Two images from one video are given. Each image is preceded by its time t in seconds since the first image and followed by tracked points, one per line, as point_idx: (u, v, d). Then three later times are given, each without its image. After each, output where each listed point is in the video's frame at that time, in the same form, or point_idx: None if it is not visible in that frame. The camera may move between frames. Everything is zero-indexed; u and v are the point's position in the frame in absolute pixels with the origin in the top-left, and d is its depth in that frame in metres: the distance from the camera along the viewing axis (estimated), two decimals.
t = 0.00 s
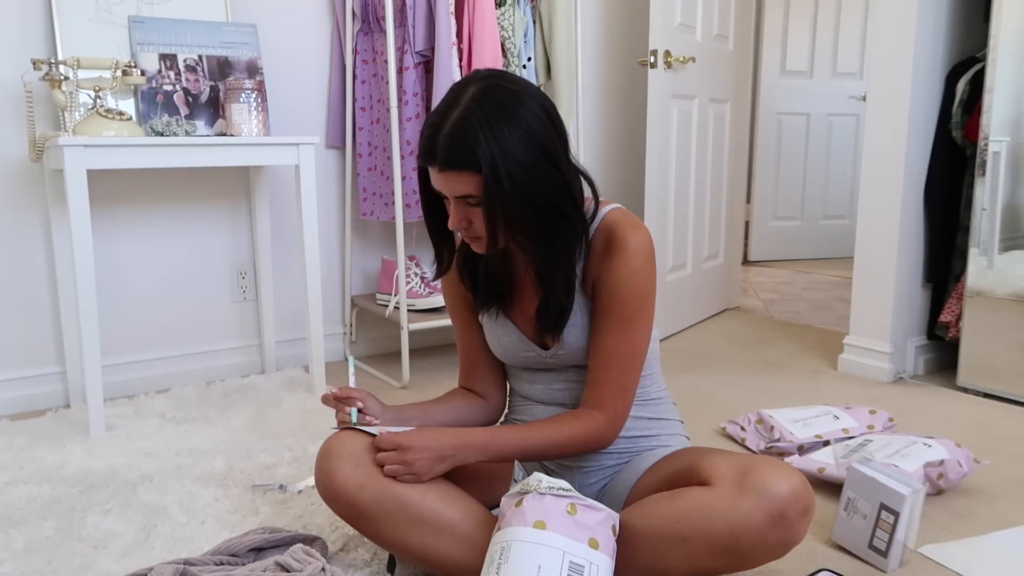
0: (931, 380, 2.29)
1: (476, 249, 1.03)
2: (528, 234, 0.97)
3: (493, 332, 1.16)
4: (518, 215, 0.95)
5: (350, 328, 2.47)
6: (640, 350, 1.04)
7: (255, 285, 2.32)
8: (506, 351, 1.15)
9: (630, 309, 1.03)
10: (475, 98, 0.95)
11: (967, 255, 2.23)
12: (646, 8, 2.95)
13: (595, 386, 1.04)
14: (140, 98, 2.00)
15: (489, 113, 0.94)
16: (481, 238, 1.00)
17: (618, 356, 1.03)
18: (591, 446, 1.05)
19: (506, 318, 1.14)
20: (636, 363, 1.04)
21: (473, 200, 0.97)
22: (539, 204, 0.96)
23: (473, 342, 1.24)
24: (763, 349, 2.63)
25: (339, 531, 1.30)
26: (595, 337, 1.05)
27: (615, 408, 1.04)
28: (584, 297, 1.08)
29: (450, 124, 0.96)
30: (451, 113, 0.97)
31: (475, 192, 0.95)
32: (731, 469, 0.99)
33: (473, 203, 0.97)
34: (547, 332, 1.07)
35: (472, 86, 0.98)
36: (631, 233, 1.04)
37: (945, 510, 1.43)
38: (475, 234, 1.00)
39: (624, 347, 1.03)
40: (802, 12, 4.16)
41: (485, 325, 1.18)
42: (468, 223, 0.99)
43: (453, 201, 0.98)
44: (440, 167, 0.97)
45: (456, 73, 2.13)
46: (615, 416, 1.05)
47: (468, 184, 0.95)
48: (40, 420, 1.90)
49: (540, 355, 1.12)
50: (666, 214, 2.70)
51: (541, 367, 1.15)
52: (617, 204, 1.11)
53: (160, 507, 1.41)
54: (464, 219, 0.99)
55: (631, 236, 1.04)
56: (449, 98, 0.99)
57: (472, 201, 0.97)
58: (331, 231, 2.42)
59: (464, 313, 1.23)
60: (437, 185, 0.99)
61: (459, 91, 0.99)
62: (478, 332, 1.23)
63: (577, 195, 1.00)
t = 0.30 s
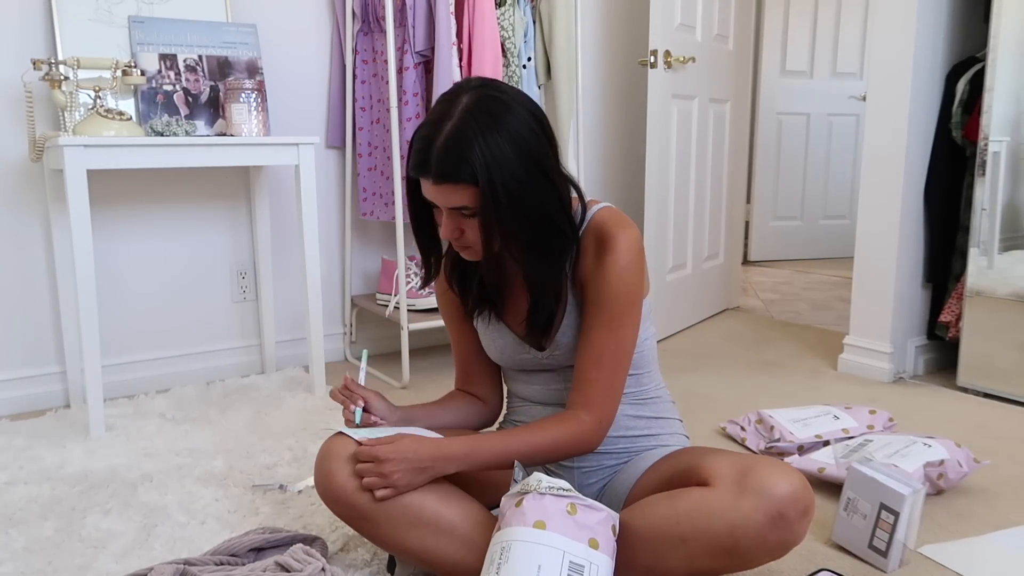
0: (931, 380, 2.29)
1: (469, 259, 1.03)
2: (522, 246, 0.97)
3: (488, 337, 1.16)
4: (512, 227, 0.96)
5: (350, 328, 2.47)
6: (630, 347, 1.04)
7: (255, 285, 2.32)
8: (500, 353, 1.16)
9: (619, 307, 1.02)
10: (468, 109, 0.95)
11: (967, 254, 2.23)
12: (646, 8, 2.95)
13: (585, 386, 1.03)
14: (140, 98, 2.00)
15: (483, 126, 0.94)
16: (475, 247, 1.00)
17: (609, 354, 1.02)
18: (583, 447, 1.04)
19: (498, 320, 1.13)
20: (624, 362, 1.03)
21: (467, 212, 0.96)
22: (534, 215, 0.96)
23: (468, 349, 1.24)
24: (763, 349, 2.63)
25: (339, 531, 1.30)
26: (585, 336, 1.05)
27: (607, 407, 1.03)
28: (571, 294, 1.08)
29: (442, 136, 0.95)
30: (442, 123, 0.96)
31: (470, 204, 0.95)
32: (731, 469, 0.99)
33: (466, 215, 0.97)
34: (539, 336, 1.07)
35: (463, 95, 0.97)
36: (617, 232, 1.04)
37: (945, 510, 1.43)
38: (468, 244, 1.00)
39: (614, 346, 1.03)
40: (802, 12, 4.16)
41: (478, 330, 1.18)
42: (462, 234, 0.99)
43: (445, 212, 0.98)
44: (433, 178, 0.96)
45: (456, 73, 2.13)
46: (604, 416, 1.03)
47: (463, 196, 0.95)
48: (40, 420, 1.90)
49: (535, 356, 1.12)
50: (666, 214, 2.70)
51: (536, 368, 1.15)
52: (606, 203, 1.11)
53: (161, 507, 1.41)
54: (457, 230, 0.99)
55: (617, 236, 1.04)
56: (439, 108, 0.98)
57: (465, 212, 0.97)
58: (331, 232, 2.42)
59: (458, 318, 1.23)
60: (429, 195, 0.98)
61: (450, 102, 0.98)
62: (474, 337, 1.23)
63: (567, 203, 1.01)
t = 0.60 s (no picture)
0: (931, 380, 2.29)
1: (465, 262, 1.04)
2: (509, 245, 0.98)
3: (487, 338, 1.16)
4: (499, 229, 0.96)
5: (350, 328, 2.47)
6: (628, 345, 1.04)
7: (255, 285, 2.32)
8: (500, 353, 1.16)
9: (615, 306, 1.02)
10: (449, 115, 0.95)
11: (967, 254, 2.23)
12: (646, 7, 2.95)
13: (584, 385, 1.03)
14: (140, 98, 2.00)
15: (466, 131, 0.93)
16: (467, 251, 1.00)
17: (607, 354, 1.02)
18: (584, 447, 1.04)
19: (497, 322, 1.13)
20: (620, 364, 1.03)
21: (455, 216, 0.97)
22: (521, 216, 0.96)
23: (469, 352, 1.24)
24: (763, 349, 2.63)
25: (339, 532, 1.30)
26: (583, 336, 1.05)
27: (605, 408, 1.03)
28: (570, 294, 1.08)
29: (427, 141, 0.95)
30: (426, 129, 0.96)
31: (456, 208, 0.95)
32: (731, 469, 0.99)
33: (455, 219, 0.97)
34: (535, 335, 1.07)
35: (446, 100, 0.97)
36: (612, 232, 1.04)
37: (945, 510, 1.43)
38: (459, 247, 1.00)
39: (611, 345, 1.03)
40: (802, 12, 4.16)
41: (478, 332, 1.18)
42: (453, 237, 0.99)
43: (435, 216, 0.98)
44: (419, 184, 0.96)
45: (456, 73, 2.13)
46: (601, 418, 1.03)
47: (450, 200, 0.95)
48: (40, 420, 1.90)
49: (534, 356, 1.13)
50: (666, 214, 2.70)
51: (536, 368, 1.15)
52: (601, 203, 1.10)
53: (161, 507, 1.41)
54: (447, 234, 0.99)
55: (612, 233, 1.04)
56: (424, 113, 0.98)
57: (453, 216, 0.97)
58: (331, 232, 2.42)
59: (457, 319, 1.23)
60: (418, 201, 0.99)
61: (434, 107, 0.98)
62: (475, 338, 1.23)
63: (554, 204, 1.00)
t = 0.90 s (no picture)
0: (931, 380, 2.29)
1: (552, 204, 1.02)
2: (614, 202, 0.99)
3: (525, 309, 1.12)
4: (611, 178, 0.98)
5: (350, 328, 2.47)
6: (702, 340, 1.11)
7: (255, 285, 2.32)
8: (536, 331, 1.12)
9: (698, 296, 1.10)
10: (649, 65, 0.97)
11: (967, 255, 2.23)
12: (646, 7, 2.95)
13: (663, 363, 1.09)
14: (140, 98, 2.00)
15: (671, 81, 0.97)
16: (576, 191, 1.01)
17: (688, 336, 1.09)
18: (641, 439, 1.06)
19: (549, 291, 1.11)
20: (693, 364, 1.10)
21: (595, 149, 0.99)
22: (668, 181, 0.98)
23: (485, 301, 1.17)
24: (762, 349, 2.63)
25: (339, 531, 1.30)
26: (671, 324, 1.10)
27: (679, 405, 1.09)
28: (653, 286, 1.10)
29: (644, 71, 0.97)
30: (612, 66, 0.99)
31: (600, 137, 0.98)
32: (732, 469, 0.99)
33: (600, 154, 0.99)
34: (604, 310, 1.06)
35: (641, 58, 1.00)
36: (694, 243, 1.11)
37: (946, 510, 1.43)
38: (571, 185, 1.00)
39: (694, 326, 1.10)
40: (802, 12, 4.16)
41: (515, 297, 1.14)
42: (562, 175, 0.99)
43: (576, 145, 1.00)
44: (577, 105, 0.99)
45: (456, 73, 2.13)
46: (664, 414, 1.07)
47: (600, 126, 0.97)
48: (40, 420, 1.90)
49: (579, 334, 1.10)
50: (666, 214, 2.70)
51: (561, 350, 1.13)
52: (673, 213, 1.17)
53: (161, 508, 1.41)
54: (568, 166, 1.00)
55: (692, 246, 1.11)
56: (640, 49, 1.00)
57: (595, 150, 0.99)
58: (331, 231, 2.42)
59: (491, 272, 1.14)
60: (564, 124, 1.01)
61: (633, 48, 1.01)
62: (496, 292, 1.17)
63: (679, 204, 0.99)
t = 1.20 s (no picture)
0: (930, 380, 2.29)
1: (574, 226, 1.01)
2: (636, 199, 1.00)
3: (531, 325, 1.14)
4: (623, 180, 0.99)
5: (351, 328, 2.47)
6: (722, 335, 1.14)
7: (255, 285, 2.32)
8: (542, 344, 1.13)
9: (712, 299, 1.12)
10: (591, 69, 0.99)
11: (967, 255, 2.23)
12: (646, 8, 2.95)
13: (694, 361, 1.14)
14: (140, 98, 2.00)
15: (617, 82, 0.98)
16: (596, 212, 0.99)
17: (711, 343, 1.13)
18: (680, 438, 1.07)
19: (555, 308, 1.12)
20: (730, 354, 1.16)
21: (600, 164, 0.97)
22: (661, 159, 1.00)
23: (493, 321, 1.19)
24: (763, 349, 2.63)
25: (340, 532, 1.30)
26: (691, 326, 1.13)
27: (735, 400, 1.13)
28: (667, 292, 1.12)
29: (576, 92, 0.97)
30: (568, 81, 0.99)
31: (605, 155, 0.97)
32: (734, 471, 0.99)
33: (599, 170, 0.98)
34: (620, 307, 1.09)
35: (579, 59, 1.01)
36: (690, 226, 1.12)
37: (946, 510, 1.43)
38: (589, 208, 0.98)
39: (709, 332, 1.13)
40: (802, 12, 4.16)
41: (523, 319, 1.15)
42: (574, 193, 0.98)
43: (577, 170, 0.97)
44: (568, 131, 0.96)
45: (456, 73, 2.13)
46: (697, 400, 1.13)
47: (600, 146, 0.96)
48: (40, 421, 1.90)
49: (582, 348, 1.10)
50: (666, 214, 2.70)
51: (568, 360, 1.13)
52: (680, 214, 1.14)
53: (161, 507, 1.41)
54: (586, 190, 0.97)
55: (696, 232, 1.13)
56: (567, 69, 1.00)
57: (599, 167, 0.97)
58: (331, 232, 2.42)
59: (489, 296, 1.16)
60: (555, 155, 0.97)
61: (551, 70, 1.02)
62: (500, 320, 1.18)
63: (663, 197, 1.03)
